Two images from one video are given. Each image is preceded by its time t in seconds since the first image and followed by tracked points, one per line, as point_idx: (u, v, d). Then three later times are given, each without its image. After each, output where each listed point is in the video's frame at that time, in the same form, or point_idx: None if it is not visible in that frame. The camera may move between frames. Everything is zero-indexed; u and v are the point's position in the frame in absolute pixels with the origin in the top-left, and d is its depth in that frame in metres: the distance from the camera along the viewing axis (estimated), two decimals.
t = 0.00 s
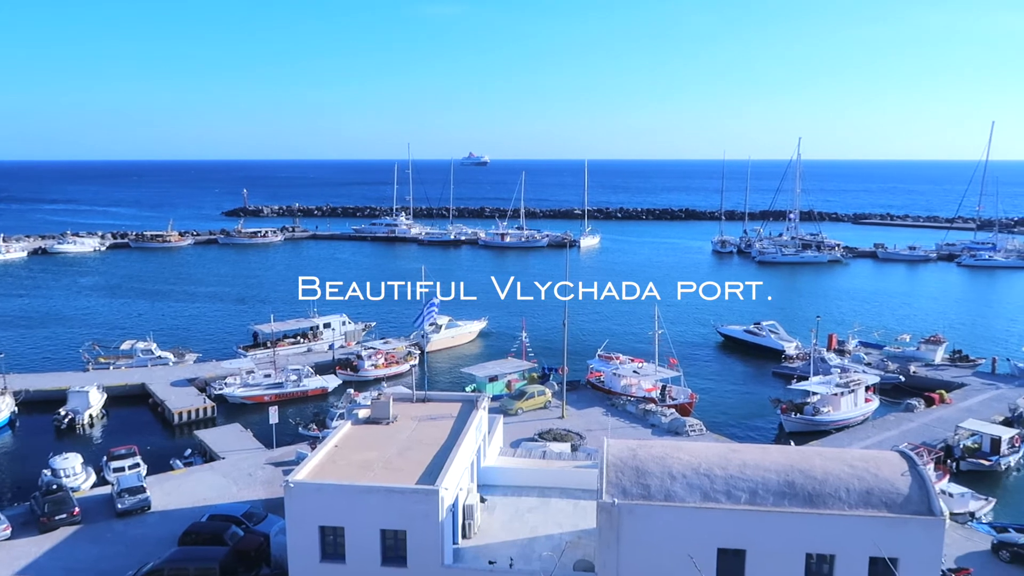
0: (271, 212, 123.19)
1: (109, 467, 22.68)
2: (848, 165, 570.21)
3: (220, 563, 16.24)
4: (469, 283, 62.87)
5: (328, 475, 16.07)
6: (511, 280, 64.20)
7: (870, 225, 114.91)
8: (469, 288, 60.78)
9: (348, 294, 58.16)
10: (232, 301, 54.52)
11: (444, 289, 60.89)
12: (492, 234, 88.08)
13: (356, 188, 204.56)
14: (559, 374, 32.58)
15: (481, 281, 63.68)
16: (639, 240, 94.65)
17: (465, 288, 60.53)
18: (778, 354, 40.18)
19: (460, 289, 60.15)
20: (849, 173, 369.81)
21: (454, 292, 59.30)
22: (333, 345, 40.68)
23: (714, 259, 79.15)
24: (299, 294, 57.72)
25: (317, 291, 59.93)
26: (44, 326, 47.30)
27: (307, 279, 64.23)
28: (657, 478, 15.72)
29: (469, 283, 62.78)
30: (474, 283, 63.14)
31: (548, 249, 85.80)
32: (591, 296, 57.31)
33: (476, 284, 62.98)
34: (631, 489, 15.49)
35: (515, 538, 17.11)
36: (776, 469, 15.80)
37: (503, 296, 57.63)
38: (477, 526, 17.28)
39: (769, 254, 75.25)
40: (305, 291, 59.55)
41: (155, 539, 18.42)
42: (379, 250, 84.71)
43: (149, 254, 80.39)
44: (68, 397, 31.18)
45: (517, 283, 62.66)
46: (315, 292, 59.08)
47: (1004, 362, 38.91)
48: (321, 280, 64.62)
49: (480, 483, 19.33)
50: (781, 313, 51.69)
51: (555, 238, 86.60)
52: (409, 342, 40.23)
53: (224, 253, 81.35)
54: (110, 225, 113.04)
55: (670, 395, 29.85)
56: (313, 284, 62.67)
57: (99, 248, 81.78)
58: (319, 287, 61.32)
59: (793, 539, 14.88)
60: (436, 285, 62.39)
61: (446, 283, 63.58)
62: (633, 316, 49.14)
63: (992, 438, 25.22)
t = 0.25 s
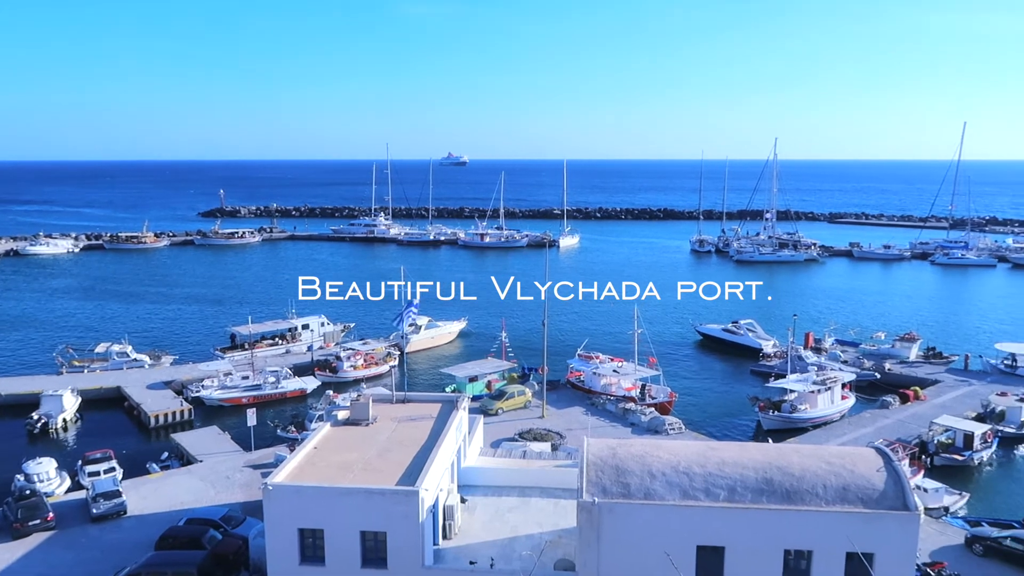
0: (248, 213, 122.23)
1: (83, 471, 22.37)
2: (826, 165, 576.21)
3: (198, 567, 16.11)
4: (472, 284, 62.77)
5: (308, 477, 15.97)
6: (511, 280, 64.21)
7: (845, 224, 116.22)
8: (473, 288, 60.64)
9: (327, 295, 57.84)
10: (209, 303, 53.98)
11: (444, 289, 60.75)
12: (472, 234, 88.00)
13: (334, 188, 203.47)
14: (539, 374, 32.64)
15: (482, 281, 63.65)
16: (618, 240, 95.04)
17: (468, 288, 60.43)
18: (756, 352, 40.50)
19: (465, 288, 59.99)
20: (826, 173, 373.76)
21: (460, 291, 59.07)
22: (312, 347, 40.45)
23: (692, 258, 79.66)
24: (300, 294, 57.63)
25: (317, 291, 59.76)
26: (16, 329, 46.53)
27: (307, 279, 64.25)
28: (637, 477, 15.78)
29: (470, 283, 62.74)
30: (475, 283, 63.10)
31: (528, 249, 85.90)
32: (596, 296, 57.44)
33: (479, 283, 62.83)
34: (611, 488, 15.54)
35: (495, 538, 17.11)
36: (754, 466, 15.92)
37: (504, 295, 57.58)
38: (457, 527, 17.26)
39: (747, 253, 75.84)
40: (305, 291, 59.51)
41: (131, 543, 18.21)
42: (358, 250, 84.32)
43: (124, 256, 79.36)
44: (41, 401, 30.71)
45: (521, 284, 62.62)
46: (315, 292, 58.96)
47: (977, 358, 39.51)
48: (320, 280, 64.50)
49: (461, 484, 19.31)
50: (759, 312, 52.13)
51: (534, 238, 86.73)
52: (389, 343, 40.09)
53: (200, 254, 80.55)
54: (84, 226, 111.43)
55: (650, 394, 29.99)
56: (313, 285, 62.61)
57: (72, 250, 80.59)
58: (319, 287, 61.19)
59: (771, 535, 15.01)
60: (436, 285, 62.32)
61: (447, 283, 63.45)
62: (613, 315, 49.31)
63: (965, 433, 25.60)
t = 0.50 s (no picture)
0: (225, 214, 121.25)
1: (58, 476, 22.08)
2: (805, 164, 581.67)
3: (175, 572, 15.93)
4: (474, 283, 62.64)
5: (287, 480, 15.85)
6: (511, 280, 64.11)
7: (822, 223, 117.45)
8: (475, 288, 60.50)
9: (305, 296, 57.52)
10: (186, 304, 53.48)
11: (444, 289, 60.51)
12: (451, 234, 87.90)
13: (313, 188, 202.40)
14: (519, 374, 32.64)
15: (482, 281, 63.53)
16: (597, 239, 95.37)
17: (470, 288, 60.36)
18: (735, 350, 40.80)
19: (468, 288, 59.84)
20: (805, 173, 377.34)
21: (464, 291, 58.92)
22: (290, 348, 40.20)
23: (671, 257, 80.13)
24: (300, 294, 57.50)
25: (317, 291, 59.65)
26: None
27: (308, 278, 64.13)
28: (617, 476, 15.81)
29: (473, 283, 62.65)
30: (476, 283, 63.05)
31: (508, 249, 85.96)
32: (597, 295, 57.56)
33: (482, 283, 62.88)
34: (592, 487, 15.57)
35: (476, 538, 17.10)
36: (733, 464, 16.01)
37: (503, 295, 57.42)
38: (438, 528, 17.22)
39: (725, 252, 76.36)
40: (305, 291, 59.36)
41: (107, 548, 17.99)
42: (337, 251, 83.93)
43: (98, 257, 78.39)
44: (13, 405, 30.28)
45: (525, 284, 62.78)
46: (315, 293, 58.82)
47: (951, 355, 40.08)
48: (321, 281, 64.37)
49: (441, 484, 19.26)
50: (737, 311, 52.50)
51: (514, 238, 86.81)
52: (368, 343, 39.93)
53: (177, 255, 79.80)
54: (57, 228, 109.91)
55: (630, 393, 30.11)
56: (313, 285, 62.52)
57: (46, 252, 79.48)
58: (319, 288, 61.12)
59: (749, 532, 15.13)
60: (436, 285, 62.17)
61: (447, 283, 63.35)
62: (592, 315, 49.47)
63: (939, 429, 25.90)
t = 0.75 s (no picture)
0: (202, 214, 120.14)
1: (31, 480, 21.76)
2: (784, 164, 586.80)
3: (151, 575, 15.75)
4: (476, 284, 62.52)
5: (265, 482, 15.73)
6: (510, 280, 63.84)
7: (799, 222, 118.57)
8: (477, 288, 60.45)
9: (283, 296, 57.13)
10: (162, 305, 52.89)
11: (445, 289, 60.28)
12: (431, 233, 87.71)
13: (292, 188, 201.04)
14: (498, 374, 32.63)
15: (481, 282, 63.28)
16: (576, 239, 95.60)
17: (472, 288, 60.15)
18: (713, 349, 41.06)
19: (468, 289, 59.65)
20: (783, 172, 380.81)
21: (467, 290, 58.80)
22: (269, 348, 39.94)
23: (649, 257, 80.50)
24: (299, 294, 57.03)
25: (317, 291, 59.27)
26: None
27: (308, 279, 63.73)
28: (597, 474, 15.84)
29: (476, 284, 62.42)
30: (475, 283, 62.83)
31: (487, 248, 85.94)
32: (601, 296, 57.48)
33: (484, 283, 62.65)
34: (571, 486, 15.59)
35: (457, 539, 17.08)
36: (712, 461, 16.08)
37: (503, 295, 57.14)
38: (418, 528, 17.18)
39: (703, 251, 76.82)
40: (305, 291, 58.92)
41: (81, 553, 17.76)
42: (315, 251, 83.43)
43: (72, 258, 77.32)
44: None
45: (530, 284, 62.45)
46: (314, 292, 58.40)
47: (925, 351, 40.65)
48: (320, 281, 63.95)
49: (421, 485, 19.22)
50: (715, 309, 52.82)
51: (493, 237, 86.83)
52: (347, 344, 39.76)
53: (152, 255, 78.94)
54: (29, 228, 108.22)
55: (609, 391, 30.22)
56: (313, 285, 62.04)
57: (18, 252, 78.27)
58: (319, 287, 60.65)
59: (728, 529, 15.23)
60: (438, 285, 61.85)
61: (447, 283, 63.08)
62: (572, 314, 49.58)
63: (913, 425, 26.26)
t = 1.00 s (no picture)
0: (181, 214, 119.19)
1: (7, 485, 21.47)
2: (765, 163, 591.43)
3: None
4: (477, 283, 62.57)
5: (246, 484, 15.61)
6: (510, 280, 63.77)
7: (778, 221, 119.52)
8: (468, 288, 60.39)
9: (263, 296, 56.75)
10: (141, 307, 52.36)
11: (445, 289, 60.30)
12: (412, 233, 87.51)
13: (272, 188, 199.65)
14: (481, 374, 32.61)
15: (481, 282, 63.24)
16: (558, 239, 95.75)
17: (473, 289, 60.26)
18: (694, 348, 41.28)
19: (468, 289, 59.66)
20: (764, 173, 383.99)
21: (466, 291, 58.81)
22: (249, 350, 39.67)
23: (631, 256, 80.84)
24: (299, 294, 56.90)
25: (317, 292, 59.24)
26: None
27: (308, 279, 63.70)
28: (579, 473, 15.85)
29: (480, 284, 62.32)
30: (474, 283, 62.81)
31: (469, 248, 85.89)
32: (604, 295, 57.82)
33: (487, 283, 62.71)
34: (554, 485, 15.62)
35: (439, 539, 17.06)
36: (694, 459, 16.15)
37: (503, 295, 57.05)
38: (400, 529, 17.13)
39: (684, 250, 77.21)
40: (305, 291, 58.82)
41: (59, 557, 17.54)
42: (296, 251, 82.96)
43: (48, 259, 76.28)
44: None
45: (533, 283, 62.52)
46: (315, 292, 58.35)
47: (903, 349, 41.14)
48: (320, 281, 64.02)
49: (404, 485, 19.17)
50: (697, 308, 53.12)
51: (475, 237, 86.78)
52: (328, 345, 39.59)
53: (130, 256, 78.09)
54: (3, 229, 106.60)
55: (592, 391, 30.30)
56: (313, 285, 62.07)
57: None
58: (319, 287, 60.65)
59: (709, 527, 15.33)
60: (438, 285, 61.80)
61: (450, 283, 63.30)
62: (554, 314, 49.67)
63: (891, 422, 26.57)
